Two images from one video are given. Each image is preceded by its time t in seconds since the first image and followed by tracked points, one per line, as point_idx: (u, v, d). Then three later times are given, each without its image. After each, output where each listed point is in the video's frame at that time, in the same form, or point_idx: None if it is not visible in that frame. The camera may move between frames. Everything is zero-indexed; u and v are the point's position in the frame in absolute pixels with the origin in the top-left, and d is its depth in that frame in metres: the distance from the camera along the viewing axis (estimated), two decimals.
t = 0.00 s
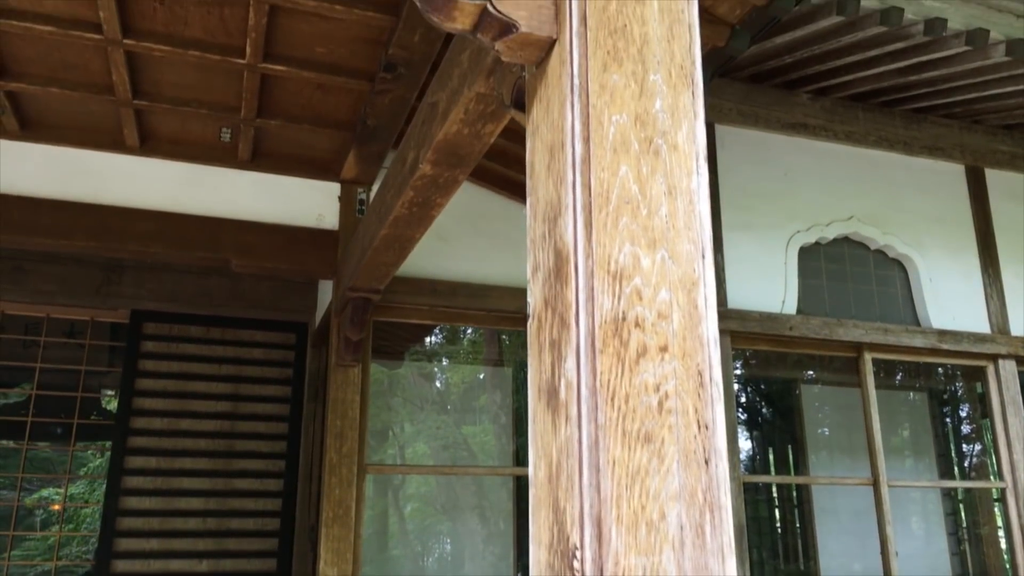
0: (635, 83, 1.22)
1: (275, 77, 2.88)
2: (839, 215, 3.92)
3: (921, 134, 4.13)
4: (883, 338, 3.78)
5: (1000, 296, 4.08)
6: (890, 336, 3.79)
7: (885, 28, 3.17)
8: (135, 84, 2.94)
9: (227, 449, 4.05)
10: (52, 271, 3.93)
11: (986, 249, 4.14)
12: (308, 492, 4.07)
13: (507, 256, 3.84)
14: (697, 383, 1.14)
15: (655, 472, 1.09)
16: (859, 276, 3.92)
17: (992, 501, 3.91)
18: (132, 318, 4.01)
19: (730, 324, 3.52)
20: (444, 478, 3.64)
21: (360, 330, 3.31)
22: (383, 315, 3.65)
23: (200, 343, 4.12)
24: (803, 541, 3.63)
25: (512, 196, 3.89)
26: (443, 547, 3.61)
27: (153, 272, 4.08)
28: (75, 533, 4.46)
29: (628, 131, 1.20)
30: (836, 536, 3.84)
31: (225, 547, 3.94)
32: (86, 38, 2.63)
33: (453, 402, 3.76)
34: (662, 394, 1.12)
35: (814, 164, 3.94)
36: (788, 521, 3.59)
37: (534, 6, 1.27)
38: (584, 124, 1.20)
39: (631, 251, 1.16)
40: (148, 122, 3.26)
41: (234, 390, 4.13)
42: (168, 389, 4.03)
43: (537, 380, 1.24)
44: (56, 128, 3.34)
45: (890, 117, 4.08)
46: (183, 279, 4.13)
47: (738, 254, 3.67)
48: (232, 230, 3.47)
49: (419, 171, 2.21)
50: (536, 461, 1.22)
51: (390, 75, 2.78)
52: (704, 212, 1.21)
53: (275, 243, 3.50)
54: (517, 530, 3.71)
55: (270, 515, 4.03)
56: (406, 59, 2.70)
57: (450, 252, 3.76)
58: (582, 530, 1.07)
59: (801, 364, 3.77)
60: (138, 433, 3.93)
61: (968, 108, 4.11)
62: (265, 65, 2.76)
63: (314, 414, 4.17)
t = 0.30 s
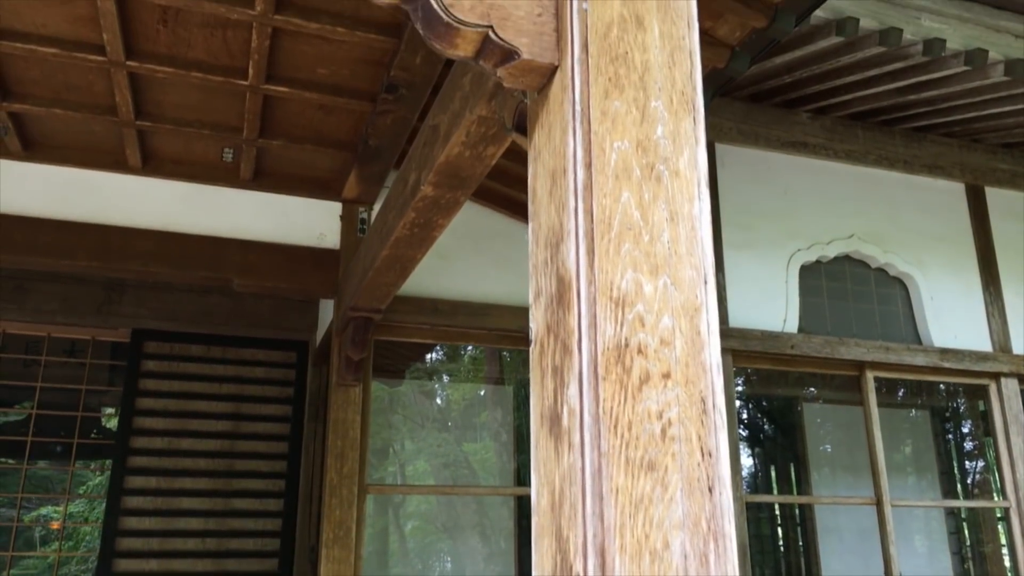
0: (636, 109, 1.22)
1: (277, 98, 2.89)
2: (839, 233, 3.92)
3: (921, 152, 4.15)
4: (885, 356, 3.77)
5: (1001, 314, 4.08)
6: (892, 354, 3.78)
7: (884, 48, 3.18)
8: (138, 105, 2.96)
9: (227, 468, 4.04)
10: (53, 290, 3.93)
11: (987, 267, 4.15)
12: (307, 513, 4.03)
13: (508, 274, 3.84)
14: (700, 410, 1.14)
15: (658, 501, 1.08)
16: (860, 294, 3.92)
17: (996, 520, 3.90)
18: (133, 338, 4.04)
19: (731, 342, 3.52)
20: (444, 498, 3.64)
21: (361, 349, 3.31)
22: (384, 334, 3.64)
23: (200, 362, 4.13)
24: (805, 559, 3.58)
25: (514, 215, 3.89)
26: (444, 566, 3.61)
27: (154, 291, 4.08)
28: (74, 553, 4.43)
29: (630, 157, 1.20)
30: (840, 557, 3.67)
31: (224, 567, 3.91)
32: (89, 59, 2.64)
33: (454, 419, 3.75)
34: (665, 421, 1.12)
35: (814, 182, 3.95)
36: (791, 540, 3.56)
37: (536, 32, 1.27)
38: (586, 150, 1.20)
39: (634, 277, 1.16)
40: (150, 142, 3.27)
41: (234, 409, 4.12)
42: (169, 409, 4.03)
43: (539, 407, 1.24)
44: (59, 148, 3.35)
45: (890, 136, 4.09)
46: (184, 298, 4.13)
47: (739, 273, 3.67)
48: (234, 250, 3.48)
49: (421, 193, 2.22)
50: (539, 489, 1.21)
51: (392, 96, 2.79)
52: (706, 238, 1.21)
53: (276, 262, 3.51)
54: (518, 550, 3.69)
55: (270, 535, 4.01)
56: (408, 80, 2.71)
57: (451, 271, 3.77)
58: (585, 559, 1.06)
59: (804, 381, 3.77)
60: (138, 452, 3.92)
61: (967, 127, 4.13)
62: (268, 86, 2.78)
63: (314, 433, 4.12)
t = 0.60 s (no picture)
0: (638, 140, 1.23)
1: (280, 121, 2.90)
2: (840, 253, 3.93)
3: (921, 172, 4.16)
4: (887, 376, 3.76)
5: (1003, 334, 4.07)
6: (894, 374, 3.77)
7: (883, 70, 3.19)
8: (142, 127, 2.97)
9: (227, 489, 4.02)
10: (54, 310, 3.93)
11: (988, 287, 4.15)
12: (307, 534, 4.01)
13: (509, 294, 3.84)
14: (704, 441, 1.13)
15: (662, 533, 1.07)
16: (860, 313, 3.91)
17: (999, 540, 3.87)
18: (133, 357, 4.02)
19: (733, 362, 3.51)
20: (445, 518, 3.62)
21: (362, 370, 3.31)
22: (386, 355, 3.64)
23: (200, 382, 4.11)
24: None
25: (516, 235, 3.90)
26: None
27: (156, 311, 4.08)
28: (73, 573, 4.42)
29: (632, 188, 1.21)
30: None
31: None
32: (94, 83, 2.66)
33: (455, 436, 3.77)
34: (669, 452, 1.11)
35: (815, 202, 3.95)
36: (794, 561, 3.53)
37: (539, 63, 1.28)
38: (589, 181, 1.20)
39: (637, 308, 1.16)
40: (153, 164, 3.29)
41: (234, 430, 4.11)
42: (169, 429, 4.02)
43: (543, 437, 1.23)
44: (63, 170, 3.37)
45: (890, 156, 4.11)
46: (186, 318, 4.13)
47: (741, 293, 3.66)
48: (236, 271, 3.48)
49: (424, 216, 2.22)
50: (543, 520, 1.21)
51: (394, 118, 2.81)
52: (709, 268, 1.21)
53: (278, 283, 3.51)
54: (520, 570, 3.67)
55: (270, 557, 3.98)
56: (410, 104, 2.73)
57: (452, 291, 3.77)
58: None
59: (805, 402, 3.73)
60: (138, 473, 3.91)
61: (967, 147, 4.14)
62: (271, 109, 2.79)
63: (315, 453, 4.10)
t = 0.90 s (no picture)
0: (641, 169, 1.24)
1: (283, 143, 2.92)
2: (841, 272, 3.93)
3: (921, 192, 4.17)
4: (889, 396, 3.74)
5: (1005, 354, 4.07)
6: (897, 394, 3.75)
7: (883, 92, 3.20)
8: (145, 149, 2.99)
9: (228, 510, 4.01)
10: (56, 331, 3.94)
11: (989, 306, 4.15)
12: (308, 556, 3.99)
13: (511, 314, 3.84)
14: (708, 470, 1.13)
15: (667, 564, 1.07)
16: (862, 333, 3.91)
17: (1004, 560, 3.84)
18: (136, 377, 4.04)
19: (735, 382, 3.49)
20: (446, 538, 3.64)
21: (364, 392, 3.31)
22: (388, 375, 3.64)
23: (202, 402, 4.11)
24: None
25: (517, 254, 3.91)
26: None
27: (158, 331, 4.08)
28: None
29: (635, 217, 1.21)
30: None
31: None
32: (99, 106, 2.68)
33: (455, 454, 3.78)
34: (673, 482, 1.11)
35: (816, 222, 3.96)
36: None
37: (541, 92, 1.29)
38: (592, 210, 1.21)
39: (640, 337, 1.16)
40: (156, 186, 3.30)
41: (235, 450, 4.09)
42: (170, 450, 4.01)
43: (546, 466, 1.23)
44: (66, 191, 3.38)
45: (890, 176, 4.12)
46: (188, 338, 4.13)
47: (743, 312, 3.66)
48: (238, 291, 3.49)
49: (426, 239, 2.23)
50: (546, 549, 1.20)
51: (397, 141, 2.83)
52: (712, 296, 1.22)
53: (281, 304, 3.52)
54: None
55: None
56: (413, 126, 2.74)
57: (454, 311, 3.77)
58: None
59: (807, 421, 3.71)
60: (138, 495, 3.90)
61: (967, 167, 4.16)
62: (274, 131, 2.81)
63: (316, 473, 4.07)
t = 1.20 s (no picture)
0: (644, 198, 1.24)
1: (286, 165, 2.94)
2: (843, 292, 3.93)
3: (922, 212, 4.18)
4: (892, 416, 3.73)
5: (1007, 373, 4.06)
6: (899, 414, 3.75)
7: (883, 113, 3.22)
8: (149, 172, 3.01)
9: (229, 531, 3.99)
10: (59, 352, 3.94)
11: (991, 326, 4.15)
12: None
13: (513, 335, 3.83)
14: (713, 500, 1.13)
15: None
16: (864, 353, 3.90)
17: None
18: (136, 399, 4.02)
19: (738, 403, 3.48)
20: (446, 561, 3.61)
21: (366, 413, 3.31)
22: (391, 396, 3.65)
23: (203, 423, 4.11)
24: None
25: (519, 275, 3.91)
26: None
27: (159, 351, 4.09)
28: None
29: (638, 246, 1.22)
30: None
31: None
32: (103, 129, 2.69)
33: (456, 473, 3.75)
34: (678, 512, 1.11)
35: (817, 241, 3.96)
36: None
37: (544, 121, 1.30)
38: (595, 239, 1.21)
39: (644, 366, 1.17)
40: (159, 207, 3.31)
41: (236, 472, 4.08)
42: (171, 471, 4.01)
43: (551, 494, 1.23)
44: (70, 213, 3.40)
45: (890, 196, 4.14)
46: (189, 358, 4.13)
47: (745, 332, 3.66)
48: (240, 312, 3.50)
49: (429, 263, 2.24)
50: None
51: (399, 163, 2.84)
52: (715, 325, 1.22)
53: (283, 326, 3.53)
54: None
55: None
56: (415, 149, 2.76)
57: (456, 331, 3.76)
58: None
59: (809, 442, 3.70)
60: (138, 516, 3.89)
61: (967, 187, 4.17)
62: (277, 154, 2.82)
63: (317, 494, 4.07)
